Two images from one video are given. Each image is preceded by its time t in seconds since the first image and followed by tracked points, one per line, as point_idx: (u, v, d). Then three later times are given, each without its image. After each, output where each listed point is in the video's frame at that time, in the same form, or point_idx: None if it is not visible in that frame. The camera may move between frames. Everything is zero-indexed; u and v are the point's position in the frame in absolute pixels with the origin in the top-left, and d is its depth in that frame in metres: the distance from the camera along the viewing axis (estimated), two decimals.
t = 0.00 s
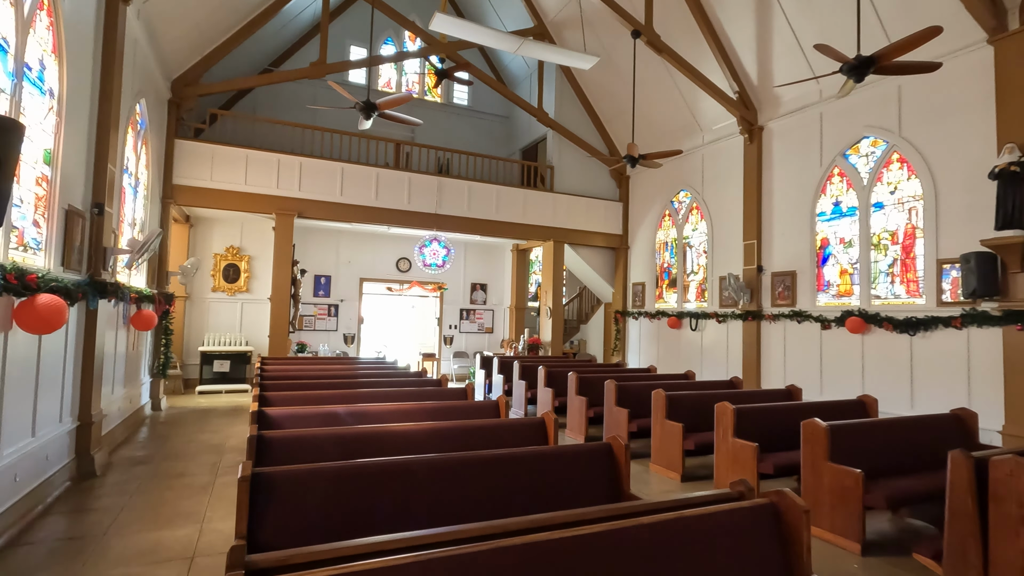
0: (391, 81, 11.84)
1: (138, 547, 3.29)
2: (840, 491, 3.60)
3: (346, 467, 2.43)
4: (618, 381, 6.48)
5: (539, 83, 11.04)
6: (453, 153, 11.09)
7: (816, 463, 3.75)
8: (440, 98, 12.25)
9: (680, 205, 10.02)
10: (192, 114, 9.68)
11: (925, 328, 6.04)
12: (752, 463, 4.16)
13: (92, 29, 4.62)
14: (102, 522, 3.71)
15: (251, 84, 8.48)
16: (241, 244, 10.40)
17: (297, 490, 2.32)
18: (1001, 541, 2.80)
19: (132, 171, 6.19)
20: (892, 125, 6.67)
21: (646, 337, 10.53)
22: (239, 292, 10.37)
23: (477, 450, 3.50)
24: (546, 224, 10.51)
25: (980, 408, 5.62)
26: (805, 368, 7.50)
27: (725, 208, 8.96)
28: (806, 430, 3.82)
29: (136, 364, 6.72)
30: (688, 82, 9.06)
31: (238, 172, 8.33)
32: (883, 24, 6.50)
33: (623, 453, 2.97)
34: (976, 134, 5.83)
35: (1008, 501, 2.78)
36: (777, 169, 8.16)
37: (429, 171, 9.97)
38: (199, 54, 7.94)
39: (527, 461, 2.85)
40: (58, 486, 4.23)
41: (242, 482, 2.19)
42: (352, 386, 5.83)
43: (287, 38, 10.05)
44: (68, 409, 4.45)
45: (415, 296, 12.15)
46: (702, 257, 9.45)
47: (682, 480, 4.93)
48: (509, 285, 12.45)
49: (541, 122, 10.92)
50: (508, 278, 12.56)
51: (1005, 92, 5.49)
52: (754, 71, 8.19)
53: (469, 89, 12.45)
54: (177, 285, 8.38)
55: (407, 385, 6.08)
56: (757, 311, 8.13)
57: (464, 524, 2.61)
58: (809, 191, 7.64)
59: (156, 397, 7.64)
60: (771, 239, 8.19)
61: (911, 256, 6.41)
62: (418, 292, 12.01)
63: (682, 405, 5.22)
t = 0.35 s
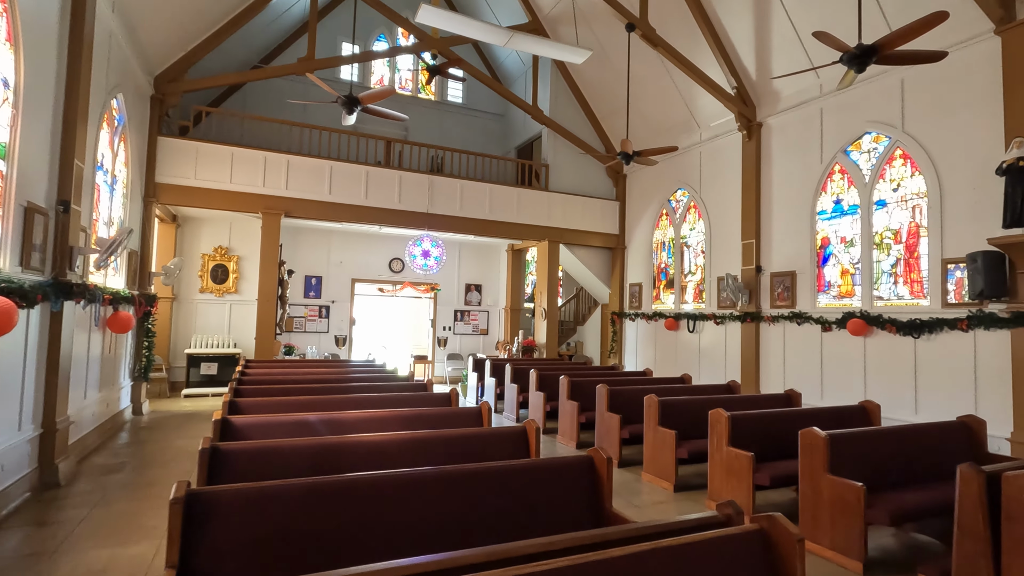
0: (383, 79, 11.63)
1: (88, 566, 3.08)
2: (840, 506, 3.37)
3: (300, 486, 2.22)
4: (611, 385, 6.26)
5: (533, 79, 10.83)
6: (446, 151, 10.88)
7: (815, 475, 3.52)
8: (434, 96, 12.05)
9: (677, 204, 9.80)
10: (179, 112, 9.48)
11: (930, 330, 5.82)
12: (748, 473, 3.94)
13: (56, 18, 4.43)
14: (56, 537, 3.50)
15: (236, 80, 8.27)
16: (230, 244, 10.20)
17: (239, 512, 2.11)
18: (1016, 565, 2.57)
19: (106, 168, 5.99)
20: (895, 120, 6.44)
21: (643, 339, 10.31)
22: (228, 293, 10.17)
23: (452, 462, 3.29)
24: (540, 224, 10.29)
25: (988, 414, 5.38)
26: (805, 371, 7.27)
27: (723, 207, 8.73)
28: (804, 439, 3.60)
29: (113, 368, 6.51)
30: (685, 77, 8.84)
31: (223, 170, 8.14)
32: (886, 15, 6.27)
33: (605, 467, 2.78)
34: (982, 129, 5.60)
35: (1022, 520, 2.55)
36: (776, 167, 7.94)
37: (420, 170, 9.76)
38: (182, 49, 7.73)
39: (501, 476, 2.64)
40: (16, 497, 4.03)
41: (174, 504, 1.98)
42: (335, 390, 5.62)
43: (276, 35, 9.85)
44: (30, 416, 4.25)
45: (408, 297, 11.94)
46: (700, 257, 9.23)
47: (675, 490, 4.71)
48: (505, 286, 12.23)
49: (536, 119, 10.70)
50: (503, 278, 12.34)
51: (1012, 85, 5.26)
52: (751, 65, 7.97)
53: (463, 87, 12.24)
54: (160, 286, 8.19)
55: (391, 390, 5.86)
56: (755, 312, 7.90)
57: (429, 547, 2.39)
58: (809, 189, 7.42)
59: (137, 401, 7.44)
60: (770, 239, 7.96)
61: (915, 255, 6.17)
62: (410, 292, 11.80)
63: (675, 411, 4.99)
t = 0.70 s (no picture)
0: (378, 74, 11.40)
1: None
2: (849, 522, 3.08)
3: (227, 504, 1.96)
4: (606, 388, 5.98)
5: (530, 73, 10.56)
6: (442, 147, 10.63)
7: (821, 487, 3.24)
8: (430, 92, 11.80)
9: (678, 200, 9.50)
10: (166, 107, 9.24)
11: (943, 330, 5.53)
12: (748, 483, 3.69)
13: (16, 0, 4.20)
14: None
15: (220, 74, 8.01)
16: (220, 243, 9.98)
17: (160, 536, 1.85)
18: None
19: (80, 162, 5.77)
20: (905, 109, 6.13)
21: (643, 340, 10.01)
22: (218, 293, 9.95)
23: (424, 473, 3.02)
24: (537, 221, 10.02)
25: (1006, 419, 5.07)
26: (811, 374, 6.96)
27: (726, 203, 8.42)
28: (809, 448, 3.32)
29: (90, 370, 6.28)
30: (685, 68, 8.55)
31: (208, 165, 7.90)
32: None
33: (586, 481, 2.51)
34: (998, 117, 5.29)
35: None
36: (779, 161, 7.64)
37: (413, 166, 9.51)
38: (166, 40, 7.51)
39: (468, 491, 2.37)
40: None
41: (79, 529, 1.72)
42: (317, 393, 5.37)
43: (266, 29, 9.61)
44: None
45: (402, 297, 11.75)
46: (701, 254, 8.93)
47: (671, 500, 4.42)
48: (502, 285, 11.96)
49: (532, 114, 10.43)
50: (501, 278, 12.06)
51: None
52: (754, 55, 7.67)
53: (460, 82, 11.99)
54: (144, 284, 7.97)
55: (375, 392, 5.60)
56: (759, 312, 7.60)
57: (382, 573, 2.13)
58: (814, 183, 7.11)
59: (119, 403, 7.20)
60: (773, 235, 7.66)
61: (926, 251, 5.86)
62: (404, 292, 11.63)
63: (671, 416, 4.71)
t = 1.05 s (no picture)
0: (374, 71, 11.22)
1: None
2: (856, 544, 2.82)
3: (150, 533, 1.74)
4: (601, 393, 5.73)
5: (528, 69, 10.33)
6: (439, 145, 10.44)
7: (825, 505, 2.98)
8: (428, 90, 11.61)
9: (680, 198, 9.24)
10: (156, 105, 9.08)
11: (956, 332, 5.25)
12: (747, 498, 3.43)
13: None
14: None
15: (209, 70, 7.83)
16: (212, 244, 9.81)
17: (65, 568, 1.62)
18: None
19: (58, 160, 5.59)
20: (915, 101, 5.84)
21: (644, 342, 9.74)
22: (210, 294, 9.78)
23: (392, 489, 2.78)
24: (535, 220, 9.78)
25: None
26: (817, 378, 6.67)
27: (729, 200, 8.15)
28: (812, 462, 3.07)
29: (70, 374, 6.09)
30: (686, 62, 8.29)
31: (197, 164, 7.73)
32: None
33: (562, 503, 2.27)
34: (1014, 107, 5.00)
35: None
36: (784, 157, 7.37)
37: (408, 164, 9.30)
38: (152, 36, 7.35)
39: (430, 514, 2.13)
40: None
41: None
42: (299, 399, 5.16)
43: (259, 25, 9.44)
44: None
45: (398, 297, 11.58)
46: (703, 254, 8.67)
47: (667, 513, 4.17)
48: (501, 287, 11.72)
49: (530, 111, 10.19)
50: (500, 278, 11.83)
51: None
52: (757, 47, 7.40)
53: (458, 80, 11.80)
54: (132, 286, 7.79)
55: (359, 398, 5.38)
56: (763, 313, 7.32)
57: None
58: (820, 179, 6.84)
59: (103, 408, 7.02)
60: (778, 234, 7.39)
61: (938, 250, 5.57)
62: (401, 293, 11.49)
63: (669, 425, 4.45)
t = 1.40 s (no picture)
0: (372, 69, 11.09)
1: None
2: (857, 563, 2.58)
3: (40, 556, 1.51)
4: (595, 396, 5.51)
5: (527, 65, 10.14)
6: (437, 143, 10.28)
7: (824, 520, 2.76)
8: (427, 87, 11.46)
9: (683, 195, 8.99)
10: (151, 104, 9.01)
11: (970, 334, 4.98)
12: (742, 510, 3.21)
13: None
14: None
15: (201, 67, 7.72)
16: (208, 243, 9.72)
17: None
18: None
19: (40, 157, 5.49)
20: (926, 91, 5.57)
21: (646, 343, 9.50)
22: (206, 294, 9.68)
23: (353, 501, 2.58)
24: (535, 219, 9.58)
25: None
26: (824, 381, 6.40)
27: (733, 197, 7.89)
28: (810, 473, 2.84)
29: (54, 375, 5.98)
30: (688, 55, 8.05)
31: (189, 162, 7.62)
32: None
33: (526, 521, 2.06)
34: None
35: None
36: (789, 151, 7.10)
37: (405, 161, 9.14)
38: (143, 33, 7.25)
39: (377, 532, 1.92)
40: None
41: None
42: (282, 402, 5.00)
43: (254, 22, 9.33)
44: None
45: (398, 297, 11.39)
46: (707, 253, 8.41)
47: (659, 525, 3.95)
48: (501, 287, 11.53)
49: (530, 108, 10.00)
50: (500, 278, 11.64)
51: None
52: (761, 38, 7.14)
53: (457, 77, 11.63)
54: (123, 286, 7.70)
55: (344, 400, 5.20)
56: (767, 313, 7.06)
57: None
58: (827, 173, 6.57)
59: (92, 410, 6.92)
60: (783, 232, 7.12)
61: (951, 247, 5.29)
62: (399, 294, 11.34)
63: (663, 430, 4.22)
